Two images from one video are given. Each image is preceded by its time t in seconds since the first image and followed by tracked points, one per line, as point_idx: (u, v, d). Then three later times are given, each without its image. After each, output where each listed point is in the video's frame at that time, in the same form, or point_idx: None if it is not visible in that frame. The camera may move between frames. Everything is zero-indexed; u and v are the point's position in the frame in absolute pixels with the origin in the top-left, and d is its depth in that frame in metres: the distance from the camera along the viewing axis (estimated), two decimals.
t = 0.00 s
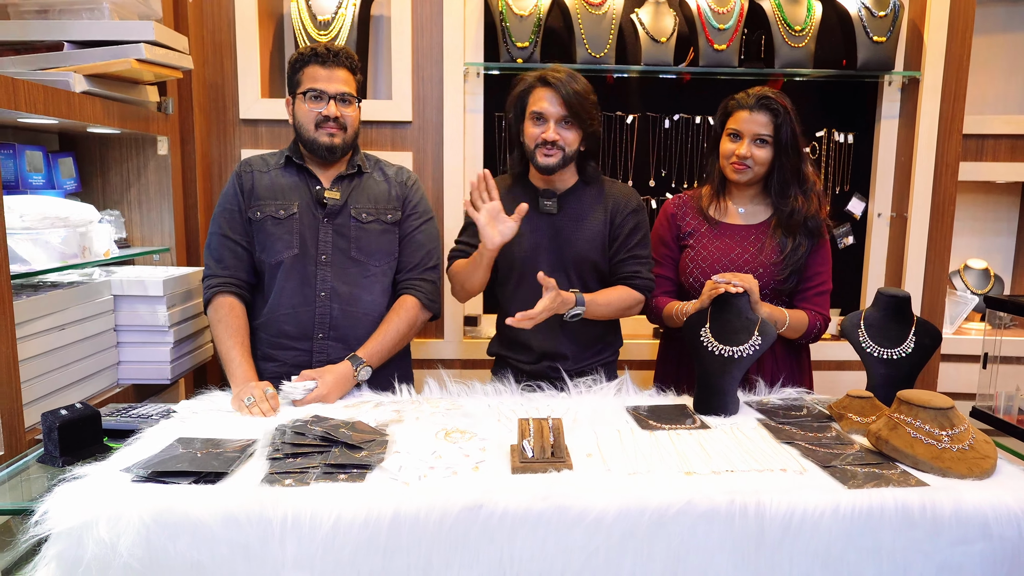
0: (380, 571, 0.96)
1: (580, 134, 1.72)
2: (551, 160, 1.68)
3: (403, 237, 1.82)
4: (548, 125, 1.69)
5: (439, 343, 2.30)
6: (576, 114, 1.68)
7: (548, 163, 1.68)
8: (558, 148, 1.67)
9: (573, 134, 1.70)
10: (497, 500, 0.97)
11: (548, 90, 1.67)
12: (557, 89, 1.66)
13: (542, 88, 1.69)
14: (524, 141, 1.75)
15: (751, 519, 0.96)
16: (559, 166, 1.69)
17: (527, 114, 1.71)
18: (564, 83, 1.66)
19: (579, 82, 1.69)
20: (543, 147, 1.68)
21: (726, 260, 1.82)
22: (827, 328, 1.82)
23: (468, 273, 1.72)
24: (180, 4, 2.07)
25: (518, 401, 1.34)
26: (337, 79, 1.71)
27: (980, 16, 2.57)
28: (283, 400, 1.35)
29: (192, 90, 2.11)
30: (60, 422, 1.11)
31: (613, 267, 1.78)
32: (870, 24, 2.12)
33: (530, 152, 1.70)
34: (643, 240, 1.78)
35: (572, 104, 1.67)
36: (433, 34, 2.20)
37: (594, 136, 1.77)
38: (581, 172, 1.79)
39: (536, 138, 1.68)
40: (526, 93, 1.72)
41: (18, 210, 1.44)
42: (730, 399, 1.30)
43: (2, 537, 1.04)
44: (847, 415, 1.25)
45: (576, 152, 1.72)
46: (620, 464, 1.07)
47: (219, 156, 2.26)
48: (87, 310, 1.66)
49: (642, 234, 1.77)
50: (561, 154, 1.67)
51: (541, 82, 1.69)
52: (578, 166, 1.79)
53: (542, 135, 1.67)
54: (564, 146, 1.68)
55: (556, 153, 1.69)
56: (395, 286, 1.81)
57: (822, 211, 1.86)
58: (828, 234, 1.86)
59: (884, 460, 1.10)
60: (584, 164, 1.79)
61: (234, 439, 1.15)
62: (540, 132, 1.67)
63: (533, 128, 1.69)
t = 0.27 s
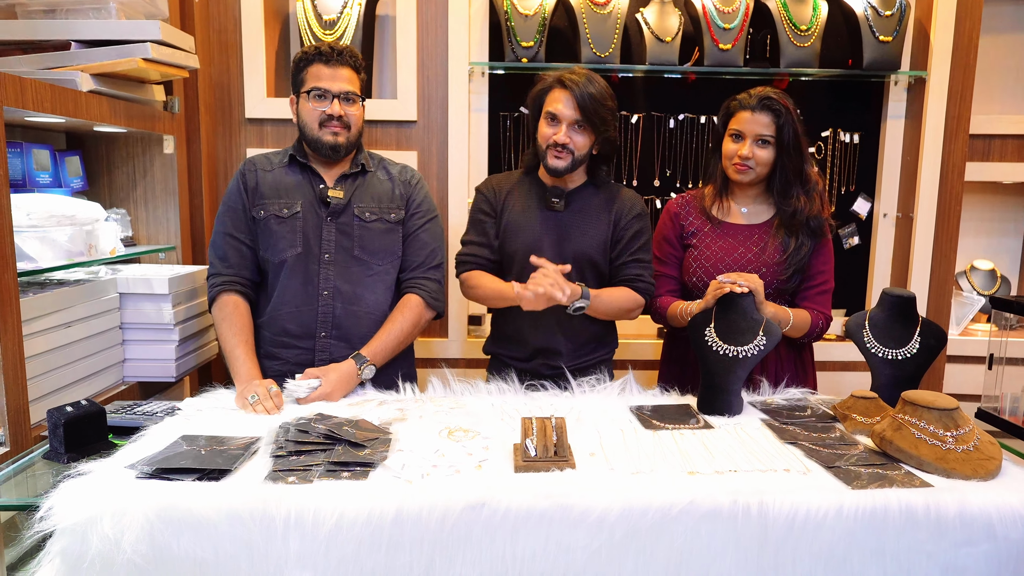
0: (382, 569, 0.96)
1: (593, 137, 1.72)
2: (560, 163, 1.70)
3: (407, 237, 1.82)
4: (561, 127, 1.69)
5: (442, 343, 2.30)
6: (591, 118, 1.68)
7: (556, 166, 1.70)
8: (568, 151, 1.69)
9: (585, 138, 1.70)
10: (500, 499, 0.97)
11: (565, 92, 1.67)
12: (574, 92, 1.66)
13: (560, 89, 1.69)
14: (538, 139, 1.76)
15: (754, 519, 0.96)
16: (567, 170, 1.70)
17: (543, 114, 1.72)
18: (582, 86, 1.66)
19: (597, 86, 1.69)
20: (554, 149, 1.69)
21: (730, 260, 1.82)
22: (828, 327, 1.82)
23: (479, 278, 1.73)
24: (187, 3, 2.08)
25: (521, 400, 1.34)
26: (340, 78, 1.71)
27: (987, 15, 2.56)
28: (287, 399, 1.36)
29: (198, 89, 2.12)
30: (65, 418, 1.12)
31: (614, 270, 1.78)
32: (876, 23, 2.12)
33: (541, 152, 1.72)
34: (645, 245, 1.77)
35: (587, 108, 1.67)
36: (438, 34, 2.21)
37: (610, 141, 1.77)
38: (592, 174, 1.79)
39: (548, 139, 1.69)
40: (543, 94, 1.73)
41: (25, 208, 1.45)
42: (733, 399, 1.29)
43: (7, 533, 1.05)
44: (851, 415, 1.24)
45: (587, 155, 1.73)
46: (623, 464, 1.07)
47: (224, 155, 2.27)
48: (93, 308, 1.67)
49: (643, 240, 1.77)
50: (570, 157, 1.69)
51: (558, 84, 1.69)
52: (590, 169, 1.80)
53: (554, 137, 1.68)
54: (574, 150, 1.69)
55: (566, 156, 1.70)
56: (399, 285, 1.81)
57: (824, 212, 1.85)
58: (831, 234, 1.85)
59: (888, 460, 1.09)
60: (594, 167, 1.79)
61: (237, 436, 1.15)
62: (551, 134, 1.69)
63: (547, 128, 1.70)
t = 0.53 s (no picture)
0: (385, 570, 0.96)
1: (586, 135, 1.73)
2: (556, 163, 1.70)
3: (409, 238, 1.82)
4: (554, 126, 1.70)
5: (445, 344, 2.30)
6: (584, 116, 1.69)
7: (552, 166, 1.70)
8: (563, 150, 1.69)
9: (578, 136, 1.71)
10: (502, 501, 0.97)
11: (557, 92, 1.68)
12: (566, 92, 1.67)
13: (550, 89, 1.69)
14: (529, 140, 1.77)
15: (756, 521, 0.96)
16: (563, 169, 1.71)
17: (534, 114, 1.72)
18: (573, 86, 1.66)
19: (587, 85, 1.70)
20: (549, 149, 1.69)
21: (734, 262, 1.82)
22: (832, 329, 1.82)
23: (478, 285, 1.77)
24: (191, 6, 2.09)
25: (523, 401, 1.34)
26: (342, 79, 1.72)
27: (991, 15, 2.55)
28: (290, 400, 1.36)
29: (202, 91, 2.13)
30: (70, 419, 1.13)
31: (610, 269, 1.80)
32: (880, 24, 2.11)
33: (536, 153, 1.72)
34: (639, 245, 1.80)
35: (580, 106, 1.67)
36: (441, 36, 2.21)
37: (602, 139, 1.78)
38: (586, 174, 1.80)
39: (543, 139, 1.69)
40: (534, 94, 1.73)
41: (30, 210, 1.45)
42: (736, 400, 1.29)
43: (12, 533, 1.06)
44: (854, 417, 1.24)
45: (580, 154, 1.73)
46: (625, 465, 1.07)
47: (228, 157, 2.27)
48: (98, 309, 1.68)
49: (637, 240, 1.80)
50: (566, 156, 1.69)
51: (549, 84, 1.69)
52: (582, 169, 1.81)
53: (548, 137, 1.68)
54: (569, 149, 1.69)
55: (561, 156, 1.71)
56: (402, 286, 1.82)
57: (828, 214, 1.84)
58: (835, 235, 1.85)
59: (891, 462, 1.09)
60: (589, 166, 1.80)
61: (241, 438, 1.16)
62: (545, 133, 1.69)
63: (539, 128, 1.70)
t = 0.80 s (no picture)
0: (388, 572, 0.96)
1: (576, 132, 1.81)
2: (549, 152, 1.77)
3: (412, 240, 1.83)
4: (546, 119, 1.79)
5: (448, 346, 2.31)
6: (574, 111, 1.80)
7: (547, 154, 1.77)
8: (556, 140, 1.77)
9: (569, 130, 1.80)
10: (504, 503, 0.97)
11: (550, 89, 1.79)
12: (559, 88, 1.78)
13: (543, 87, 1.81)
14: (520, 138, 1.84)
15: (759, 524, 0.96)
16: (555, 159, 1.78)
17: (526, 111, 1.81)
18: (565, 82, 1.79)
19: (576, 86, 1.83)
20: (543, 139, 1.77)
21: (737, 266, 1.82)
22: (836, 334, 1.81)
23: (477, 288, 1.86)
24: (196, 9, 2.10)
25: (526, 404, 1.34)
26: (345, 82, 1.73)
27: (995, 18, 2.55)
28: (294, 402, 1.37)
29: (207, 94, 2.14)
30: (75, 421, 1.13)
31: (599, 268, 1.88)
32: (883, 27, 2.11)
33: (528, 145, 1.79)
34: (629, 244, 1.87)
35: (571, 102, 1.79)
36: (445, 40, 2.22)
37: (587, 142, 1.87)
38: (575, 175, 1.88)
39: (537, 130, 1.77)
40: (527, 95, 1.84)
41: (36, 213, 1.46)
42: (739, 404, 1.29)
43: (17, 535, 1.06)
44: (856, 420, 1.24)
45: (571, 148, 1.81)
46: (628, 469, 1.07)
47: (232, 159, 2.28)
48: (103, 311, 1.69)
49: (626, 239, 1.86)
50: (558, 146, 1.77)
51: (544, 83, 1.82)
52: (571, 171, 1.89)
53: (541, 126, 1.76)
54: (562, 139, 1.78)
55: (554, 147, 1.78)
56: (405, 289, 1.82)
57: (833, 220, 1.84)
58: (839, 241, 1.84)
59: (894, 466, 1.09)
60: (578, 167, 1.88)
61: (244, 440, 1.16)
62: (539, 124, 1.77)
63: (532, 122, 1.79)
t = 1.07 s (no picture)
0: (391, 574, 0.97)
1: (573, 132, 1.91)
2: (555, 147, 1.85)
3: (414, 243, 1.83)
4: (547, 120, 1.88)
5: (451, 349, 2.31)
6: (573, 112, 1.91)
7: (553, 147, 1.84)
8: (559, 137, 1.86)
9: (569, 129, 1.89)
10: (507, 505, 0.97)
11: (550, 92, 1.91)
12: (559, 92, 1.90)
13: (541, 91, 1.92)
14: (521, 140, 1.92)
15: (761, 526, 0.96)
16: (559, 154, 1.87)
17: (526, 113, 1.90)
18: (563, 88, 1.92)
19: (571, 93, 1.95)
20: (548, 135, 1.86)
21: (740, 266, 1.82)
22: (841, 337, 1.81)
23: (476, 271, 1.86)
24: (200, 13, 2.11)
25: (528, 406, 1.35)
26: (347, 86, 1.74)
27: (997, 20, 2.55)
28: (297, 404, 1.37)
29: (210, 98, 2.15)
30: (79, 424, 1.14)
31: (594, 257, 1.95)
32: (885, 29, 2.11)
33: (534, 143, 1.87)
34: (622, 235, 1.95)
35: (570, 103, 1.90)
36: (447, 43, 2.23)
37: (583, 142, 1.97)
38: (573, 172, 1.99)
39: (541, 128, 1.86)
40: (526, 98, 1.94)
41: (41, 217, 1.47)
42: (741, 406, 1.29)
43: (21, 537, 1.07)
44: (859, 423, 1.24)
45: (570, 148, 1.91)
46: (630, 471, 1.07)
47: (235, 163, 2.29)
48: (107, 314, 1.70)
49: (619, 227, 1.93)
50: (562, 142, 1.86)
51: (543, 87, 1.92)
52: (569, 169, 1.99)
53: (546, 124, 1.86)
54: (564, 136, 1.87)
55: (557, 143, 1.87)
56: (407, 291, 1.83)
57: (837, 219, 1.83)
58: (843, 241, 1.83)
59: (897, 468, 1.09)
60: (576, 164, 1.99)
61: (247, 442, 1.17)
62: (542, 122, 1.87)
63: (535, 122, 1.88)
